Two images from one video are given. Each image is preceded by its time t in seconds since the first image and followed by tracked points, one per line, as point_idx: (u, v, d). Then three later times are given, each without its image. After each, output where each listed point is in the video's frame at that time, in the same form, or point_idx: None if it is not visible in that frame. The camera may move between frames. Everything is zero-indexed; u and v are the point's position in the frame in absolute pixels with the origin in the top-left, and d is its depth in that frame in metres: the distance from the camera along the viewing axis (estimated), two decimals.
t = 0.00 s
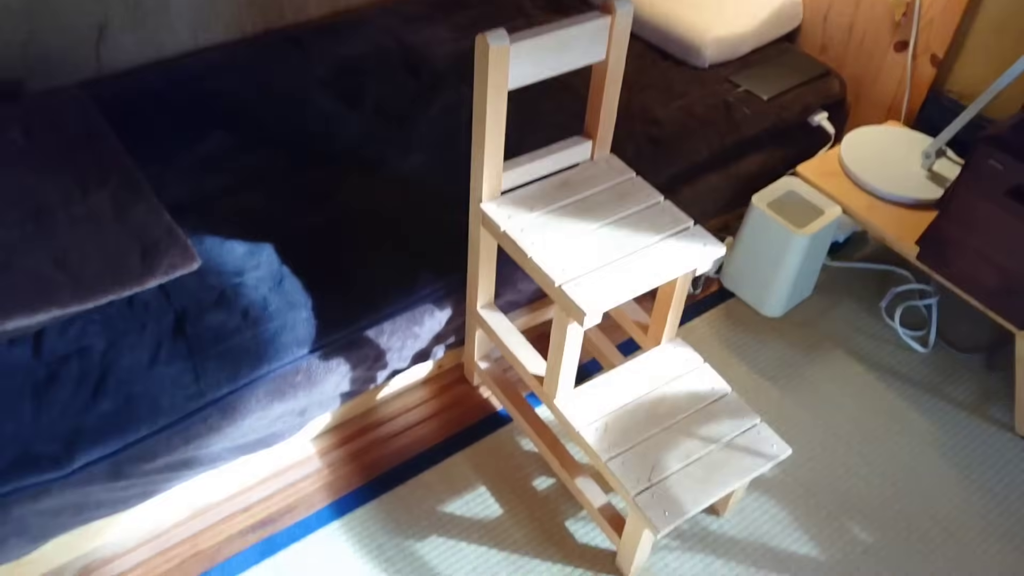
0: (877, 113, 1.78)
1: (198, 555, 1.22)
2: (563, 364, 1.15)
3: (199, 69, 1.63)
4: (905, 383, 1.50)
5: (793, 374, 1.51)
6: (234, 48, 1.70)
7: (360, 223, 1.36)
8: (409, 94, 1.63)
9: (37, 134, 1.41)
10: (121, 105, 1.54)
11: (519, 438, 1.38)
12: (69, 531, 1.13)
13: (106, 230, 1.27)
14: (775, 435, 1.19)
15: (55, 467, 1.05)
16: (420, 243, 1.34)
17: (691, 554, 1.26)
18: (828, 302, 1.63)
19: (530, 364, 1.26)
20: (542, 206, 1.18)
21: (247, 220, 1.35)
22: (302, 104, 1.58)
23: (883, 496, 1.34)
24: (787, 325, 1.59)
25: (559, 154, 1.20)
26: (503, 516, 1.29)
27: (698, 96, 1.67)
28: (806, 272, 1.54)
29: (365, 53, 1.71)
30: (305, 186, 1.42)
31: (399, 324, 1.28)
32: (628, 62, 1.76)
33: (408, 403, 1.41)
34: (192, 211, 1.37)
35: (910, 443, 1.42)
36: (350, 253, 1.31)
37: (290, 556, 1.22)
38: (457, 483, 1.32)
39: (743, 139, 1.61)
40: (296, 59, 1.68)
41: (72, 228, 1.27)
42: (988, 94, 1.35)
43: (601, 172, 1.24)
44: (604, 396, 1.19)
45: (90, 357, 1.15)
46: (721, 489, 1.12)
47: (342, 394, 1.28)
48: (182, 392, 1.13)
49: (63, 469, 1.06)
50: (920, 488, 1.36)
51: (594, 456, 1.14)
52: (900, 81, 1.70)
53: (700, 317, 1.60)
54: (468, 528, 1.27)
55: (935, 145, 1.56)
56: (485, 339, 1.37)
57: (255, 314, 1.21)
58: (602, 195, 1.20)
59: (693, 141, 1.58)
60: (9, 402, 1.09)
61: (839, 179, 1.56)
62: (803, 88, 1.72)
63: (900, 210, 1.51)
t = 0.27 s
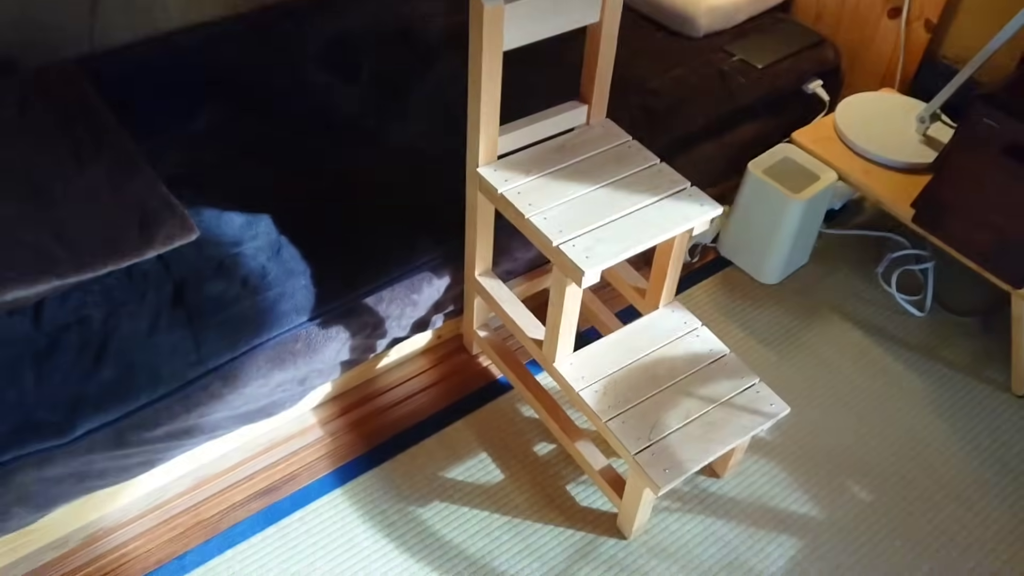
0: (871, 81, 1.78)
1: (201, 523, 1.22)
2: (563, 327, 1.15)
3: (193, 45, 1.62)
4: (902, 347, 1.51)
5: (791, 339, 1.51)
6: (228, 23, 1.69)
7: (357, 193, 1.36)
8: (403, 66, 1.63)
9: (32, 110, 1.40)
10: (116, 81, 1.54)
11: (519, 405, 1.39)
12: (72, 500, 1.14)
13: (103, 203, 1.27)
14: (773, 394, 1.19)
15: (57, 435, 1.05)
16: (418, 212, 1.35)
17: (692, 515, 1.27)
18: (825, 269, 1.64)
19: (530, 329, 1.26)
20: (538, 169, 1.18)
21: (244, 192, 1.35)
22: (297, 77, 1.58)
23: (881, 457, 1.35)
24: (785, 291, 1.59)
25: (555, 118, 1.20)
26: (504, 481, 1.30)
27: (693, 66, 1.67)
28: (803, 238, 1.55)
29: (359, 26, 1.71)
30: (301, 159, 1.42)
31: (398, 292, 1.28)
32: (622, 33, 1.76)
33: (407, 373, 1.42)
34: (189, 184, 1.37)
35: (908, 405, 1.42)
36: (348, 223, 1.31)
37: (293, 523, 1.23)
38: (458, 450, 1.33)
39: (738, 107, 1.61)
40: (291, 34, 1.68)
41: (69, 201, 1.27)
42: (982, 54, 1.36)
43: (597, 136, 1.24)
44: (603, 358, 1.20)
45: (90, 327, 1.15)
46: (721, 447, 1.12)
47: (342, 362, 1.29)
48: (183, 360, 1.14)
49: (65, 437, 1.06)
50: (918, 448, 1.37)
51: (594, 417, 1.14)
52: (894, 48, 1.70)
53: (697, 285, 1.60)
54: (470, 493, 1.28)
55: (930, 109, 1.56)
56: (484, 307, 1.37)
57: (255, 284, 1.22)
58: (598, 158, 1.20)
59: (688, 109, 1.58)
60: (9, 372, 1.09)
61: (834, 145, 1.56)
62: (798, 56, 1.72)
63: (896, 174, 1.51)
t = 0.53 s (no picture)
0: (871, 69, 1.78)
1: (206, 508, 1.24)
2: (562, 312, 1.16)
3: (195, 35, 1.63)
4: (901, 332, 1.52)
5: (790, 325, 1.52)
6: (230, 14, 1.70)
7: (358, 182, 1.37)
8: (404, 56, 1.64)
9: (36, 101, 1.42)
10: (118, 72, 1.55)
11: (520, 391, 1.40)
12: (79, 484, 1.15)
13: (107, 192, 1.28)
14: (772, 378, 1.20)
15: (63, 419, 1.07)
16: (419, 200, 1.36)
17: (691, 499, 1.28)
18: (824, 256, 1.64)
19: (530, 315, 1.27)
20: (538, 156, 1.19)
21: (246, 181, 1.36)
22: (298, 68, 1.59)
23: (879, 441, 1.36)
24: (784, 278, 1.60)
25: (553, 104, 1.21)
26: (505, 466, 1.31)
27: (692, 54, 1.67)
28: (802, 224, 1.55)
29: (360, 16, 1.71)
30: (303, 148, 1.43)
31: (400, 279, 1.29)
32: (621, 21, 1.76)
33: (409, 360, 1.43)
34: (191, 173, 1.38)
35: (906, 390, 1.43)
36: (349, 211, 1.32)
37: (297, 508, 1.25)
38: (459, 435, 1.34)
39: (738, 95, 1.62)
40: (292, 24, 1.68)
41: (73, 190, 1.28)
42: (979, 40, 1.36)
43: (596, 123, 1.25)
44: (603, 343, 1.21)
45: (96, 313, 1.16)
46: (719, 430, 1.13)
47: (344, 348, 1.30)
48: (187, 345, 1.15)
49: (71, 421, 1.07)
50: (916, 432, 1.38)
51: (594, 400, 1.15)
52: (894, 35, 1.70)
53: (697, 272, 1.61)
54: (472, 477, 1.29)
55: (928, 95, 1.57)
56: (484, 294, 1.39)
57: (257, 270, 1.23)
58: (598, 145, 1.21)
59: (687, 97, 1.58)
60: (16, 358, 1.10)
61: (833, 132, 1.57)
62: (797, 44, 1.72)
63: (894, 161, 1.52)
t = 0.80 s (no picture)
0: (879, 73, 1.79)
1: (219, 503, 1.26)
2: (571, 313, 1.18)
3: (211, 38, 1.66)
4: (907, 335, 1.53)
5: (796, 327, 1.54)
6: (244, 18, 1.73)
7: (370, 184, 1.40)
8: (416, 59, 1.66)
9: (54, 103, 1.44)
10: (135, 74, 1.57)
11: (528, 391, 1.42)
12: (96, 479, 1.17)
13: (124, 192, 1.31)
14: (777, 379, 1.22)
15: (82, 416, 1.09)
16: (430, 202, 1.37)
17: (697, 498, 1.29)
18: (831, 259, 1.66)
19: (539, 315, 1.29)
20: (547, 159, 1.21)
21: (260, 182, 1.39)
22: (311, 71, 1.61)
23: (884, 442, 1.37)
24: (791, 281, 1.62)
25: (562, 108, 1.23)
26: (514, 464, 1.33)
27: (701, 58, 1.69)
28: (808, 227, 1.57)
29: (372, 20, 1.74)
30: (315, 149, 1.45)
31: (410, 280, 1.32)
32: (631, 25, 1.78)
33: (419, 359, 1.45)
34: (206, 174, 1.41)
35: (912, 392, 1.44)
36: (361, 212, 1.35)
37: (308, 504, 1.27)
38: (468, 434, 1.36)
39: (746, 98, 1.63)
40: (305, 28, 1.71)
41: (91, 190, 1.30)
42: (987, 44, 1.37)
43: (605, 126, 1.26)
44: (610, 344, 1.23)
45: (113, 311, 1.19)
46: (725, 430, 1.15)
47: (356, 347, 1.32)
48: (202, 343, 1.17)
49: (89, 417, 1.10)
50: (922, 435, 1.39)
51: (601, 400, 1.17)
52: (902, 40, 1.71)
53: (704, 274, 1.63)
54: (480, 476, 1.31)
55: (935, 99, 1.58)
56: (494, 294, 1.40)
57: (271, 270, 1.26)
58: (606, 148, 1.23)
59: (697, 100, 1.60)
60: (36, 354, 1.13)
61: (841, 136, 1.58)
62: (805, 47, 1.74)
63: (901, 165, 1.53)
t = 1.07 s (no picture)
0: (887, 87, 1.81)
1: (233, 510, 1.28)
2: (579, 325, 1.20)
3: (227, 52, 1.69)
4: (914, 347, 1.54)
5: (803, 339, 1.55)
6: (259, 32, 1.76)
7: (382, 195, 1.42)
8: (428, 72, 1.68)
9: (74, 115, 1.47)
10: (152, 87, 1.60)
11: (537, 401, 1.44)
12: (113, 485, 1.20)
13: (142, 204, 1.33)
14: (783, 392, 1.23)
15: (100, 423, 1.12)
16: (441, 214, 1.40)
17: (703, 509, 1.31)
18: (839, 271, 1.67)
19: (547, 327, 1.31)
20: (556, 173, 1.23)
21: (274, 194, 1.41)
22: (325, 84, 1.64)
23: (890, 454, 1.38)
24: (799, 293, 1.63)
25: (572, 123, 1.25)
26: (522, 474, 1.34)
27: (709, 72, 1.71)
28: (816, 240, 1.58)
29: (385, 34, 1.76)
30: (329, 161, 1.48)
31: (421, 291, 1.34)
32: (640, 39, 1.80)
33: (429, 369, 1.47)
34: (222, 186, 1.43)
35: (919, 404, 1.45)
36: (374, 224, 1.37)
37: (320, 511, 1.29)
38: (477, 443, 1.38)
39: (755, 112, 1.65)
40: (319, 42, 1.74)
41: (110, 201, 1.33)
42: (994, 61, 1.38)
43: (614, 141, 1.28)
44: (618, 355, 1.25)
45: (131, 322, 1.21)
46: (731, 442, 1.16)
47: (367, 357, 1.34)
48: (217, 353, 1.20)
49: (107, 425, 1.12)
50: (928, 447, 1.39)
51: (609, 411, 1.19)
52: (910, 54, 1.73)
53: (712, 286, 1.64)
54: (489, 484, 1.33)
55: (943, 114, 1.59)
56: (503, 305, 1.42)
57: (285, 281, 1.28)
58: (615, 162, 1.25)
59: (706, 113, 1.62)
60: (55, 363, 1.15)
61: (848, 150, 1.59)
62: (814, 61, 1.75)
63: (908, 178, 1.54)
